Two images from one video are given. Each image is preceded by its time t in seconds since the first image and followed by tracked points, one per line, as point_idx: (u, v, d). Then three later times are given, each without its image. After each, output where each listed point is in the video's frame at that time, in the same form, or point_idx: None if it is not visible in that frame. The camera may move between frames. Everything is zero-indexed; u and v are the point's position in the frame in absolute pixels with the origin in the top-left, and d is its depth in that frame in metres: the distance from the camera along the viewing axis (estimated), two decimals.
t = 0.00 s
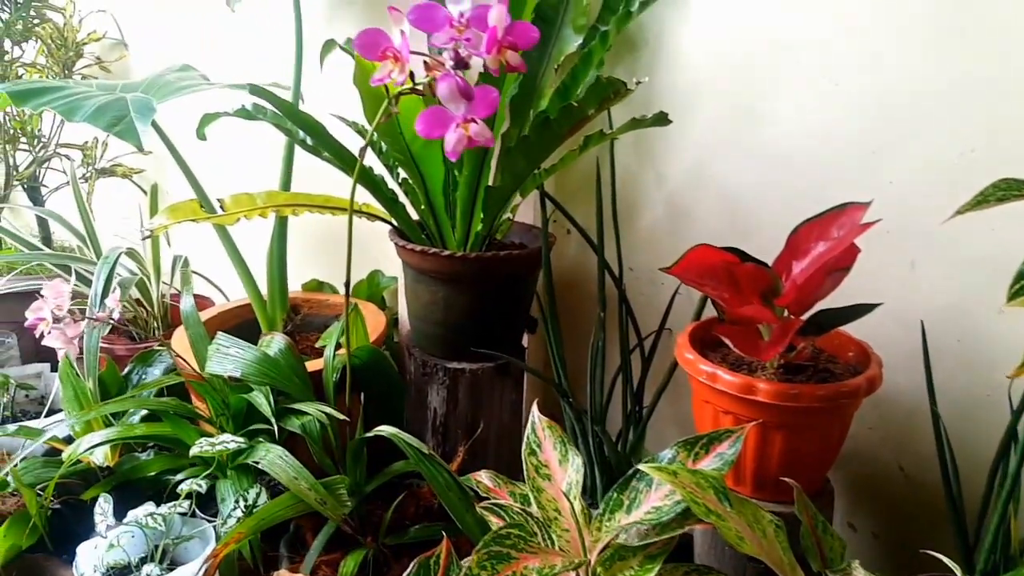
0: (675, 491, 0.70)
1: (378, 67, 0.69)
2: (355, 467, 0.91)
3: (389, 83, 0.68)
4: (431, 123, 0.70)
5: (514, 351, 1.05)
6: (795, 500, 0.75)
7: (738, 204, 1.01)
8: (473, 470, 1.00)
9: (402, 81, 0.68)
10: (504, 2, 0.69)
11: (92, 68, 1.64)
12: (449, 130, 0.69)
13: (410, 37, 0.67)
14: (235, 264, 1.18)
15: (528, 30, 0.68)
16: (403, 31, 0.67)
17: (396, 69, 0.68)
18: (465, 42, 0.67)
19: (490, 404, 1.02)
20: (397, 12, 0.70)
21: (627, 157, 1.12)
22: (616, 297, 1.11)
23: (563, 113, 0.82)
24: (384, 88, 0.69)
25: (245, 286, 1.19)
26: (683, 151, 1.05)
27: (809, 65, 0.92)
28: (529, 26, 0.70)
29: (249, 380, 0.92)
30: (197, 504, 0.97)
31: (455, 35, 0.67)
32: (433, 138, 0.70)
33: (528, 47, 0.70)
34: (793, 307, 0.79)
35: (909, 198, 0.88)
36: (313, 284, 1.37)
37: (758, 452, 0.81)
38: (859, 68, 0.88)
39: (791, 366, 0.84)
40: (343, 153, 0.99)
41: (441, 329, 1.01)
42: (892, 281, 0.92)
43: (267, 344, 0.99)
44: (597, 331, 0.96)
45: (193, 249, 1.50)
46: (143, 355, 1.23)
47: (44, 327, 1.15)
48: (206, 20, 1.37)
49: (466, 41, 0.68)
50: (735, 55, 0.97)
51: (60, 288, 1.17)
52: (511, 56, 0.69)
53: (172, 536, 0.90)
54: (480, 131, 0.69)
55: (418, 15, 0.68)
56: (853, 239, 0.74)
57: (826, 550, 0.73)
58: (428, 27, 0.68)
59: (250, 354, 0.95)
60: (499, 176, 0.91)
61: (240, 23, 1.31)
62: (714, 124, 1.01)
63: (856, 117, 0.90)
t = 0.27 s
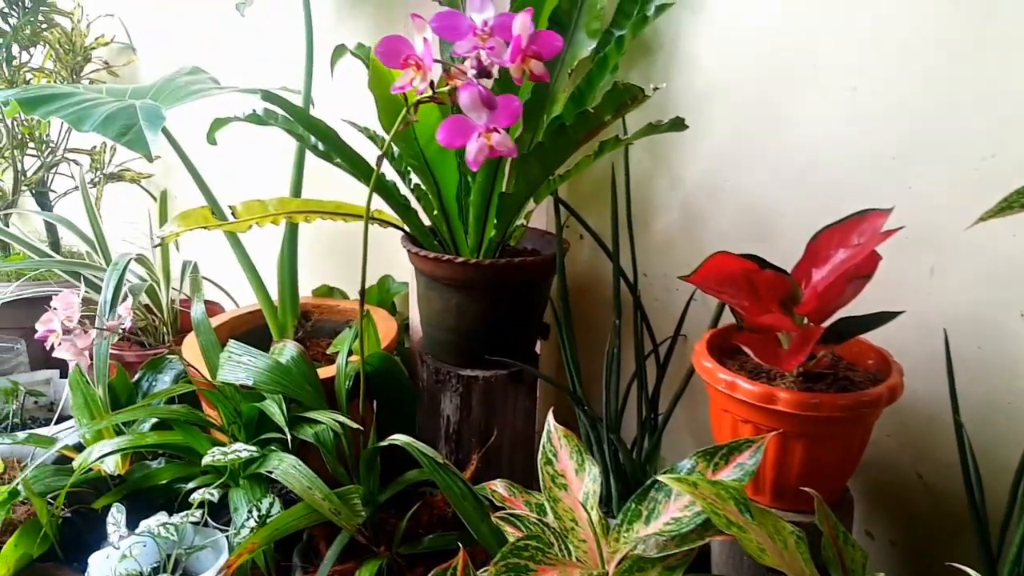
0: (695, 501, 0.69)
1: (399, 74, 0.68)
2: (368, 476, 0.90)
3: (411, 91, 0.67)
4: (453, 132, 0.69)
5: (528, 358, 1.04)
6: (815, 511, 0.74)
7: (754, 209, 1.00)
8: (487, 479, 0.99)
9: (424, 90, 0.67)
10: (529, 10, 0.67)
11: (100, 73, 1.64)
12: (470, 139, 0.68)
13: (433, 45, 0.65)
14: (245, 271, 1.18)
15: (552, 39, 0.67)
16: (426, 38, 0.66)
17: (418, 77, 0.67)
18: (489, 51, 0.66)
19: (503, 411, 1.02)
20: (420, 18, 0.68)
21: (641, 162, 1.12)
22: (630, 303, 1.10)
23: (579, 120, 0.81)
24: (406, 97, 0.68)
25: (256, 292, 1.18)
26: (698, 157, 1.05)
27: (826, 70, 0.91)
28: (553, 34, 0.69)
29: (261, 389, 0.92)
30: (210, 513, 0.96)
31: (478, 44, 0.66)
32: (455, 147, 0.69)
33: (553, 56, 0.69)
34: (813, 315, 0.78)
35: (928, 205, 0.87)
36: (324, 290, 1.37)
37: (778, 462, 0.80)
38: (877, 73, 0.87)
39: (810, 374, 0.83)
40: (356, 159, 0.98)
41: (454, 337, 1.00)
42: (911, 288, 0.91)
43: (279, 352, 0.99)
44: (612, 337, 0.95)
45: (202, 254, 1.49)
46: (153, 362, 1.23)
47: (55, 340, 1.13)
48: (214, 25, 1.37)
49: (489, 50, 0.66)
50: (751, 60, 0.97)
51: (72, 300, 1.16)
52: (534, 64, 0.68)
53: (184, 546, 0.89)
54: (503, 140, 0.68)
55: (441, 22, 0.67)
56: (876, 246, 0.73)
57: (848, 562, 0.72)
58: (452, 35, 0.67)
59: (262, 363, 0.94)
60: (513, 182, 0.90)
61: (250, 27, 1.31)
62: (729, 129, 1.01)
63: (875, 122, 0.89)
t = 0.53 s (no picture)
0: (715, 507, 0.68)
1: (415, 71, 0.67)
2: (379, 481, 0.89)
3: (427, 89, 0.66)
4: (471, 130, 0.69)
5: (540, 360, 1.03)
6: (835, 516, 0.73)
7: (768, 209, 0.99)
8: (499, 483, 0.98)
9: (439, 87, 0.66)
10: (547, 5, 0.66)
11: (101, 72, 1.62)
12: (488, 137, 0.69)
13: (450, 40, 0.64)
14: (252, 273, 1.17)
15: (572, 33, 0.66)
16: (443, 34, 0.65)
17: (434, 74, 0.66)
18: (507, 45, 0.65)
19: (516, 416, 1.00)
20: (435, 13, 0.66)
21: (653, 162, 1.10)
22: (643, 305, 1.09)
23: (595, 117, 0.81)
24: (421, 94, 0.66)
25: (262, 295, 1.17)
26: (710, 156, 1.04)
27: (842, 68, 0.90)
28: (573, 28, 0.67)
29: (270, 394, 0.90)
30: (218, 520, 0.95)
31: (496, 39, 0.65)
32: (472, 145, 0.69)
33: (572, 51, 0.67)
34: (832, 318, 0.76)
35: (946, 205, 0.86)
36: (330, 292, 1.36)
37: (796, 466, 0.78)
38: (895, 72, 0.86)
39: (828, 376, 0.82)
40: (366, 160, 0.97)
41: (465, 340, 0.99)
42: (929, 289, 0.90)
43: (288, 355, 0.98)
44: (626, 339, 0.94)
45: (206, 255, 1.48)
46: (159, 365, 1.22)
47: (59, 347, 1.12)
48: (218, 23, 1.35)
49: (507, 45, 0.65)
50: (766, 59, 0.96)
51: (76, 306, 1.15)
52: (553, 60, 0.67)
53: (193, 553, 0.88)
54: (522, 138, 0.68)
55: (457, 18, 0.67)
56: (897, 247, 0.72)
57: (868, 567, 0.70)
58: (469, 30, 0.66)
59: (271, 366, 0.92)
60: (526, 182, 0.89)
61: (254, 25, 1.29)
62: (743, 128, 1.00)
63: (891, 122, 0.88)
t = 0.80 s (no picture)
0: (734, 518, 0.66)
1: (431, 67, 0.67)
2: (388, 485, 0.87)
3: (443, 85, 0.65)
4: (489, 129, 0.66)
5: (550, 363, 1.01)
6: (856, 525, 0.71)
7: (783, 211, 0.98)
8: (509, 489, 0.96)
9: (456, 82, 0.65)
10: None
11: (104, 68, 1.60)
12: (506, 135, 0.66)
13: (466, 35, 0.64)
14: (258, 273, 1.15)
15: (591, 27, 0.65)
16: (459, 29, 0.64)
17: (451, 69, 0.65)
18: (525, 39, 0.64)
19: (526, 419, 0.99)
20: (452, 6, 0.66)
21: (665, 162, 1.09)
22: (655, 307, 1.08)
23: (610, 117, 0.79)
24: (437, 90, 0.66)
25: (268, 295, 1.15)
26: (723, 156, 1.02)
27: (860, 67, 0.88)
28: (594, 21, 0.66)
29: (278, 398, 0.89)
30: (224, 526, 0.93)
31: (514, 33, 0.65)
32: (491, 145, 0.67)
33: (593, 45, 0.66)
34: (853, 322, 0.75)
35: (965, 207, 0.85)
36: (336, 292, 1.35)
37: (815, 474, 0.77)
38: (914, 71, 0.84)
39: (846, 382, 0.80)
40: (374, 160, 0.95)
41: (475, 342, 0.97)
42: (947, 292, 0.88)
43: (295, 358, 0.97)
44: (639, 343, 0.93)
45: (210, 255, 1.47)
46: (162, 367, 1.21)
47: (64, 350, 1.11)
48: (222, 20, 1.34)
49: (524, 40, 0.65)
50: (782, 58, 0.94)
51: (82, 309, 1.13)
52: (574, 55, 0.66)
53: (199, 559, 0.87)
54: (541, 135, 0.66)
55: (474, 11, 0.66)
56: (920, 250, 0.70)
57: None
58: (486, 24, 0.66)
59: (278, 370, 0.91)
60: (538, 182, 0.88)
61: (259, 22, 1.28)
62: (757, 128, 0.98)
63: (910, 122, 0.86)
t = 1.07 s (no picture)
0: (756, 536, 0.65)
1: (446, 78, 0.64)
2: (398, 499, 0.86)
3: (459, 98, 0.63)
4: (506, 141, 0.66)
5: (562, 372, 0.99)
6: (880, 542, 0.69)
7: (798, 217, 0.96)
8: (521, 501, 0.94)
9: (474, 94, 0.63)
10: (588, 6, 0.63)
11: (106, 71, 1.58)
12: (525, 148, 0.65)
13: (485, 45, 0.61)
14: (263, 280, 1.13)
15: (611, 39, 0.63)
16: (478, 39, 0.62)
17: (468, 80, 0.63)
18: (544, 50, 0.62)
19: (538, 430, 0.97)
20: (470, 14, 0.63)
21: (677, 166, 1.07)
22: (670, 315, 1.06)
23: (626, 123, 0.77)
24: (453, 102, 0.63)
25: (274, 302, 1.14)
26: (737, 161, 1.00)
27: (879, 71, 0.86)
28: (617, 31, 0.64)
29: (284, 410, 0.87)
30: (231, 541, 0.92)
31: (534, 43, 0.62)
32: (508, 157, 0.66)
33: (616, 55, 0.64)
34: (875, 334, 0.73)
35: (988, 213, 0.82)
36: (342, 298, 1.32)
37: (837, 488, 0.75)
38: (935, 74, 0.82)
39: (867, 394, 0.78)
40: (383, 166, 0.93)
41: (485, 352, 0.95)
42: (968, 301, 0.86)
43: (303, 368, 0.95)
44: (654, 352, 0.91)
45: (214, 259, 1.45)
46: (165, 374, 1.19)
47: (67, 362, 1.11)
48: (225, 21, 1.31)
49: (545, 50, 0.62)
50: (798, 60, 0.92)
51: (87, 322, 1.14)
52: (596, 65, 0.63)
53: None
54: (560, 148, 0.65)
55: (492, 20, 0.63)
56: (944, 261, 0.68)
57: None
58: (505, 33, 0.63)
59: (285, 381, 0.89)
60: (550, 189, 0.86)
61: (263, 24, 1.26)
62: (772, 132, 0.96)
63: (930, 127, 0.84)
